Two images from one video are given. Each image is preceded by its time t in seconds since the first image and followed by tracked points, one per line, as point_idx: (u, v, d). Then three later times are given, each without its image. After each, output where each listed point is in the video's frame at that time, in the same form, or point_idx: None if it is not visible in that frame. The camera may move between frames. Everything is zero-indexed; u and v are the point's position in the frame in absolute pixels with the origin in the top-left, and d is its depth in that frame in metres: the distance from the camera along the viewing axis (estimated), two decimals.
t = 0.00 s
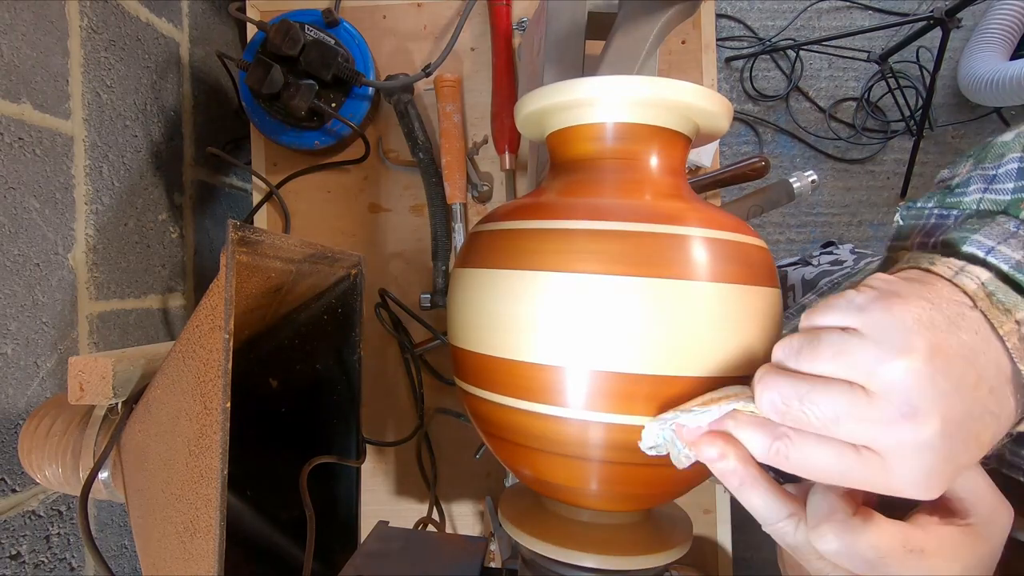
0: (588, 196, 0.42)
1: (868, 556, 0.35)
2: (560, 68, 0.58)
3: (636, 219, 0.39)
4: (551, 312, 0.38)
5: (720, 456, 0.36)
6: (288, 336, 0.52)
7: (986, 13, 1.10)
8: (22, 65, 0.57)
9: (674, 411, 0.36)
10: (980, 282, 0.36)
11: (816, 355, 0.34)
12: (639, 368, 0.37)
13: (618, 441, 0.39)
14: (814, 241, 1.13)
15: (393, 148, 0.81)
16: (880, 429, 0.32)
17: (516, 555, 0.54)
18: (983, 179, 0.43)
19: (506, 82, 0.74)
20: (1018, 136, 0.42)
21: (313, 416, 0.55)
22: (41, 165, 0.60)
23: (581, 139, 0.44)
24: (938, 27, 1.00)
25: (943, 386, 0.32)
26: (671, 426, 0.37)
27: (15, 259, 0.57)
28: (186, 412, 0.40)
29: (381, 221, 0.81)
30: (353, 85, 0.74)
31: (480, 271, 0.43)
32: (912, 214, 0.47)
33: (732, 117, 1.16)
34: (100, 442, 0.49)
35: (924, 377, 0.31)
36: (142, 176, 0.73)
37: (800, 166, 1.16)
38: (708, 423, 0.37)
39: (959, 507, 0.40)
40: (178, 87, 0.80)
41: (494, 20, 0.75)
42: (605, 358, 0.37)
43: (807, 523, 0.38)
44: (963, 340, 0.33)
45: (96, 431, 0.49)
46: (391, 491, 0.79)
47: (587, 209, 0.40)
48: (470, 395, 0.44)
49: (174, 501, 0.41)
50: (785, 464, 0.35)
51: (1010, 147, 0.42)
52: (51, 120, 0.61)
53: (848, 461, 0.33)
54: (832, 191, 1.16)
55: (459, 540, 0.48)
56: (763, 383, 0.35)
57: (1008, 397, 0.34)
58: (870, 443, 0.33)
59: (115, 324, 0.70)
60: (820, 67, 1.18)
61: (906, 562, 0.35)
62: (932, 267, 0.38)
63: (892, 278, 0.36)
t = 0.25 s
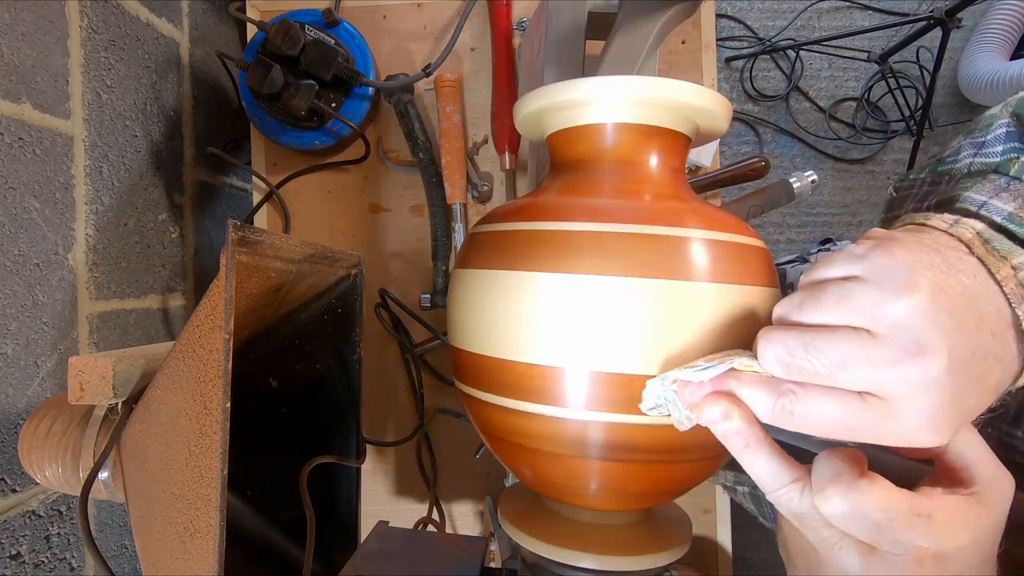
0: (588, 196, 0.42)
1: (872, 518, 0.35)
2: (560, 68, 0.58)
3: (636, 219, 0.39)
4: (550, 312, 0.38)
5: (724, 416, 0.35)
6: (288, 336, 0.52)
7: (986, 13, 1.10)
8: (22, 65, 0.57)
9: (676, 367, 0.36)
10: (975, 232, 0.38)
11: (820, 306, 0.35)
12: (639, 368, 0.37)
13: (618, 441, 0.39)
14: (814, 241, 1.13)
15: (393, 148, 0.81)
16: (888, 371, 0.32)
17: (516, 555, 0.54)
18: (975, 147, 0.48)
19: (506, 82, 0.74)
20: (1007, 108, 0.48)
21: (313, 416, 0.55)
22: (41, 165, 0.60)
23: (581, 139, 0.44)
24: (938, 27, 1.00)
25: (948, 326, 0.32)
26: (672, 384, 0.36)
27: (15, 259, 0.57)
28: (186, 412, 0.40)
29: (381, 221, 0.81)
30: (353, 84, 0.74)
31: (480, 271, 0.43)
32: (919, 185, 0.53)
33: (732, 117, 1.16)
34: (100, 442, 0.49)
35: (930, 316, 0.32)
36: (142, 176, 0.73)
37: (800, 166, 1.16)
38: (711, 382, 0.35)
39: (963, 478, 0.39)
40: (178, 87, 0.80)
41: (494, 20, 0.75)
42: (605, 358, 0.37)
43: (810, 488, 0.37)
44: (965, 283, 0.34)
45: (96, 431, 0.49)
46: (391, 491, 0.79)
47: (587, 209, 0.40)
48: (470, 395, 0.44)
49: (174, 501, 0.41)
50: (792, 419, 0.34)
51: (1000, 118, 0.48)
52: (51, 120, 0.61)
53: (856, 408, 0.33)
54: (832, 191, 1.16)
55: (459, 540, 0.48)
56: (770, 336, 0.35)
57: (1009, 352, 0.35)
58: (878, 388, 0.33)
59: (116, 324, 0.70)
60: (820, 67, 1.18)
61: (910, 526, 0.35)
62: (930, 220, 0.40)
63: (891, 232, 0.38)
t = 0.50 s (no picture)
0: (589, 196, 0.42)
1: (880, 491, 0.34)
2: (560, 68, 0.58)
3: (636, 219, 0.39)
4: (551, 312, 0.38)
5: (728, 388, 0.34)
6: (288, 336, 0.52)
7: (986, 13, 1.10)
8: (22, 65, 0.57)
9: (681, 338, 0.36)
10: (972, 200, 0.39)
11: (821, 274, 0.34)
12: (639, 368, 0.37)
13: (618, 441, 0.39)
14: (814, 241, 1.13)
15: (393, 148, 0.81)
16: (895, 332, 0.31)
17: (516, 555, 0.54)
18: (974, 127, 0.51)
19: (506, 83, 0.74)
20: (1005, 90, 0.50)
21: (313, 416, 0.55)
22: (41, 165, 0.60)
23: (582, 139, 0.44)
24: (938, 27, 1.00)
25: (950, 282, 0.32)
26: (676, 356, 0.36)
27: (15, 259, 0.57)
28: (186, 412, 0.40)
29: (381, 221, 0.81)
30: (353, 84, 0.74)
31: (480, 270, 0.43)
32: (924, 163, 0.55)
33: (732, 117, 1.16)
34: (100, 442, 0.49)
35: (930, 273, 0.31)
36: (142, 176, 0.73)
37: (800, 166, 1.16)
38: (714, 352, 0.35)
39: (967, 458, 0.39)
40: (178, 87, 0.80)
41: (494, 20, 0.75)
42: (605, 358, 0.37)
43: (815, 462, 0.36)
44: (960, 245, 0.34)
45: (96, 431, 0.49)
46: (391, 491, 0.79)
47: (587, 208, 0.40)
48: (470, 395, 0.44)
49: (174, 501, 0.41)
50: (797, 389, 0.33)
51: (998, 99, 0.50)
52: (51, 120, 0.61)
53: (863, 373, 0.32)
54: (832, 191, 1.16)
55: (459, 540, 0.48)
56: (772, 306, 0.34)
57: (1007, 317, 0.35)
58: (885, 350, 0.31)
59: (115, 324, 0.70)
60: (820, 67, 1.18)
61: (916, 499, 0.34)
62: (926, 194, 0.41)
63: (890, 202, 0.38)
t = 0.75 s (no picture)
0: (588, 196, 0.42)
1: (890, 457, 0.34)
2: (560, 68, 0.58)
3: (636, 219, 0.39)
4: (550, 312, 0.38)
5: (738, 354, 0.34)
6: (288, 336, 0.52)
7: (986, 13, 1.10)
8: (22, 65, 0.57)
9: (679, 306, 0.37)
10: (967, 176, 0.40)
11: (825, 244, 0.35)
12: (639, 368, 0.37)
13: (618, 441, 0.39)
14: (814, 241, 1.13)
15: (393, 148, 0.81)
16: (901, 294, 0.32)
17: (516, 555, 0.54)
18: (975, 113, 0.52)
19: (506, 83, 0.74)
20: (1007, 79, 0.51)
21: (313, 417, 0.55)
22: (41, 165, 0.60)
23: (582, 139, 0.44)
24: (938, 27, 1.00)
25: (951, 244, 0.33)
26: (682, 327, 0.37)
27: (15, 259, 0.57)
28: (186, 412, 0.40)
29: (381, 221, 0.81)
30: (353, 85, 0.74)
31: (480, 271, 0.43)
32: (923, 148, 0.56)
33: (732, 117, 1.16)
34: (100, 442, 0.49)
35: (932, 234, 0.33)
36: (143, 176, 0.73)
37: (800, 166, 1.16)
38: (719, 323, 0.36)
39: (965, 433, 0.39)
40: (178, 87, 0.80)
41: (494, 20, 0.75)
42: (605, 358, 0.37)
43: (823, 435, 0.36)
44: (961, 212, 0.35)
45: (96, 431, 0.49)
46: (391, 491, 0.79)
47: (587, 209, 0.40)
48: (470, 396, 0.44)
49: (174, 501, 0.41)
50: (806, 356, 0.34)
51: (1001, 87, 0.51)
52: (51, 120, 0.61)
53: (872, 336, 0.33)
54: (832, 191, 1.16)
55: (459, 540, 0.48)
56: (774, 279, 0.35)
57: (1008, 282, 0.35)
58: (892, 312, 0.32)
59: (116, 324, 0.70)
60: (820, 67, 1.18)
61: (925, 466, 0.34)
62: (924, 170, 0.41)
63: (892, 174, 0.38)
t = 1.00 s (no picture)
0: (589, 196, 0.42)
1: (898, 413, 0.32)
2: (560, 68, 0.58)
3: (636, 219, 0.39)
4: (551, 312, 0.38)
5: (746, 312, 0.33)
6: (288, 336, 0.52)
7: (986, 13, 1.10)
8: (22, 65, 0.57)
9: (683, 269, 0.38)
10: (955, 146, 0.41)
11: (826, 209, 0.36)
12: (639, 367, 0.37)
13: (618, 440, 0.39)
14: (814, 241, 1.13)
15: (393, 148, 0.81)
16: (906, 242, 0.32)
17: (516, 555, 0.54)
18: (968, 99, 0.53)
19: (506, 83, 0.74)
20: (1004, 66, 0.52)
21: (313, 417, 0.55)
22: (41, 165, 0.60)
23: (582, 140, 0.44)
24: (938, 27, 1.00)
25: (947, 194, 0.34)
26: (692, 288, 0.37)
27: (15, 259, 0.57)
28: (186, 412, 0.40)
29: (381, 221, 0.81)
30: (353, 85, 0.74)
31: (480, 270, 0.43)
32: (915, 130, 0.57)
33: (732, 117, 1.16)
34: (100, 442, 0.49)
35: (927, 185, 0.34)
36: (142, 176, 0.73)
37: (800, 166, 1.16)
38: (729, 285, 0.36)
39: (963, 400, 0.38)
40: (178, 87, 0.80)
41: (494, 20, 0.75)
42: (605, 358, 0.37)
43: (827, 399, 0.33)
44: (950, 169, 0.36)
45: (96, 431, 0.49)
46: (391, 491, 0.79)
47: (587, 208, 0.40)
48: (471, 395, 0.44)
49: (174, 501, 0.41)
50: (815, 312, 0.33)
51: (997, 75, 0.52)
52: (51, 120, 0.61)
53: (879, 286, 0.33)
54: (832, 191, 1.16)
55: (460, 540, 0.48)
56: (777, 244, 0.35)
57: (1005, 238, 0.36)
58: (896, 261, 0.33)
59: (115, 324, 0.70)
60: (820, 67, 1.18)
61: (932, 423, 0.32)
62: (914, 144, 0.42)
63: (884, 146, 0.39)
